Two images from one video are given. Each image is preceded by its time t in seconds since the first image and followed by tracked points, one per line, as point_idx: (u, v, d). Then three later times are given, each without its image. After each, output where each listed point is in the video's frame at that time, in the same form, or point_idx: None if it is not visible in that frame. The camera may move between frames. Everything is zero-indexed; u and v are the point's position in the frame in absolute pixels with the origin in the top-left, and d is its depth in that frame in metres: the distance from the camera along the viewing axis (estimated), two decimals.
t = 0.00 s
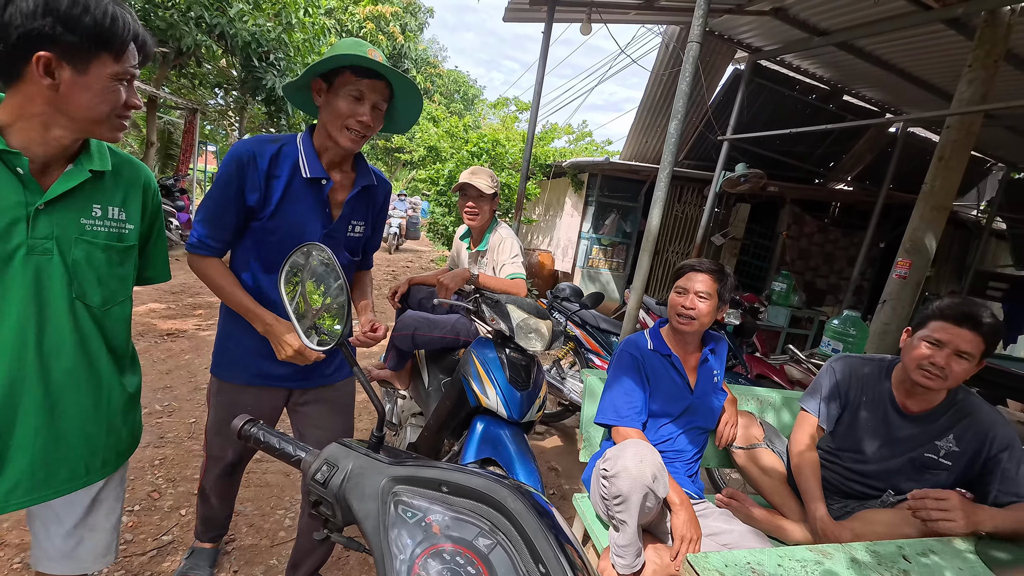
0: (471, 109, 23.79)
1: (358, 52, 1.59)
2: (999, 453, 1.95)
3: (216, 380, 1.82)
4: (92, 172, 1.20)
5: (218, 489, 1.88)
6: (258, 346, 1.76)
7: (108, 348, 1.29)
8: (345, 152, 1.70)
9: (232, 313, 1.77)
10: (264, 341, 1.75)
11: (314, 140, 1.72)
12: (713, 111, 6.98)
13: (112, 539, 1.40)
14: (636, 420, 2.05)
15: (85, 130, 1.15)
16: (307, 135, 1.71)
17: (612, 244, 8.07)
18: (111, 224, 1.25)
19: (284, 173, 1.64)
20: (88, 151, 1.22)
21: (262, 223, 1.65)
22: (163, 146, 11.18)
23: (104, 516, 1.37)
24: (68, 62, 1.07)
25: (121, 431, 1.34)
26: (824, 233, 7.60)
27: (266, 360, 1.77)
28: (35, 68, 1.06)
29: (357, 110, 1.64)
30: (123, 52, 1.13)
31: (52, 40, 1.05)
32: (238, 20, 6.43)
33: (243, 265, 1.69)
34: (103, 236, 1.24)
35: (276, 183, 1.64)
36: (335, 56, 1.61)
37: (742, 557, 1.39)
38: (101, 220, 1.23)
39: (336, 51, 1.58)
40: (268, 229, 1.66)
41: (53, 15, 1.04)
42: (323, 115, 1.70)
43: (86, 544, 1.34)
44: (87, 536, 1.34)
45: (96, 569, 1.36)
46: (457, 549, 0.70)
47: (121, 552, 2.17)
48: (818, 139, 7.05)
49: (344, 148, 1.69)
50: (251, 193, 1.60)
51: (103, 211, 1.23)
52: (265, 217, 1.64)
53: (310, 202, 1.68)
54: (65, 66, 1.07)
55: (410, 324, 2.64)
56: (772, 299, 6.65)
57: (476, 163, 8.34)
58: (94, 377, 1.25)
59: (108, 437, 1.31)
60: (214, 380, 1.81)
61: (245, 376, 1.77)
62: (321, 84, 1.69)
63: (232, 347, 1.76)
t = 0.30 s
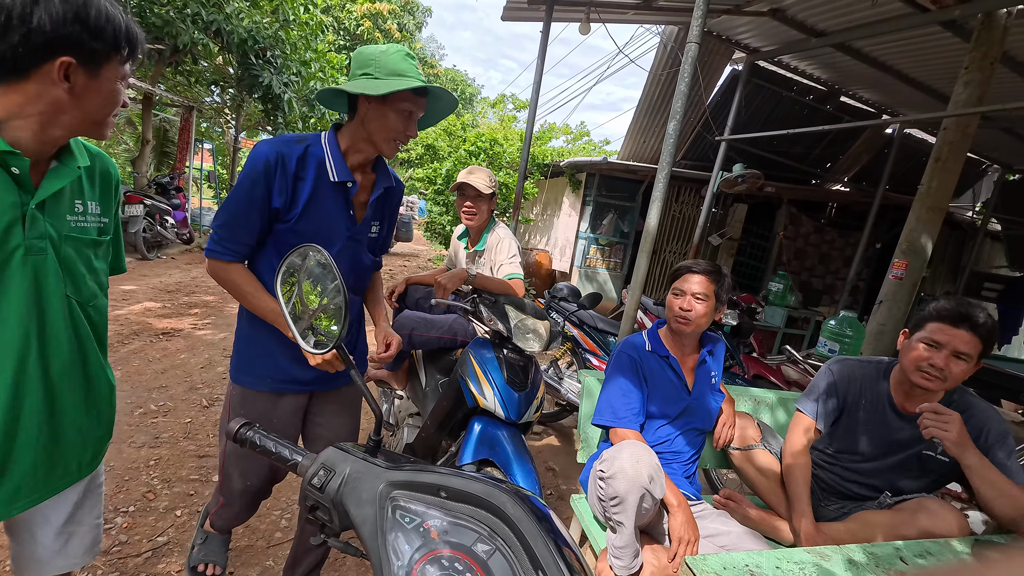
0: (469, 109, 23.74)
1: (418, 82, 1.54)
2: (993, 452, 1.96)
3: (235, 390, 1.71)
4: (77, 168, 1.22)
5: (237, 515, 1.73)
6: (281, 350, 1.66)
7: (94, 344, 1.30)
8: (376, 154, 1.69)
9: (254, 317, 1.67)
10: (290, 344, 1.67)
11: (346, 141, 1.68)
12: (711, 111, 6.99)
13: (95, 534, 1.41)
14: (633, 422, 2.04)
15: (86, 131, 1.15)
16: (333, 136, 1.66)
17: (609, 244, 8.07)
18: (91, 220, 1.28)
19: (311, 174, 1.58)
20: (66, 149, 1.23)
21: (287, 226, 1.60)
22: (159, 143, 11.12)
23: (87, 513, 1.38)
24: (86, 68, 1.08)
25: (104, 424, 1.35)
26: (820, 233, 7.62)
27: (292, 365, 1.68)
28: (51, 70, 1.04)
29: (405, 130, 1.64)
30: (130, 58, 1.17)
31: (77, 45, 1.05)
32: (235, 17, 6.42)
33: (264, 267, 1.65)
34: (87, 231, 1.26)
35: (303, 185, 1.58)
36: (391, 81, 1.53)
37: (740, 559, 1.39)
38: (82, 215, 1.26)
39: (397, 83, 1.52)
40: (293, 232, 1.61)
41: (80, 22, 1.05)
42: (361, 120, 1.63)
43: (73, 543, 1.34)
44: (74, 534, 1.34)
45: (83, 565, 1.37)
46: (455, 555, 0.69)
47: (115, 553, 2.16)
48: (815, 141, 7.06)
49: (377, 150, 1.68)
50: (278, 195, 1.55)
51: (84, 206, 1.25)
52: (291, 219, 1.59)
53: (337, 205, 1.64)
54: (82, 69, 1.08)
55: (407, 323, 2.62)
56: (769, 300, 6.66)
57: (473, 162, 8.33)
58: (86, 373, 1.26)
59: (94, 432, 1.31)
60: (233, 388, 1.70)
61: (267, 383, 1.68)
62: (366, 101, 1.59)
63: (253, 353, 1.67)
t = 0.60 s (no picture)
0: (469, 109, 23.72)
1: (402, 81, 1.56)
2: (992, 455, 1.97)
3: (229, 396, 1.68)
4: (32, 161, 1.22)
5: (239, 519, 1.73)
6: (280, 350, 1.66)
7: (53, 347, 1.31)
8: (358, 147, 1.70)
9: (246, 319, 1.64)
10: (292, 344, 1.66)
11: (328, 134, 1.67)
12: (709, 112, 6.98)
13: (72, 545, 1.44)
14: (630, 423, 2.05)
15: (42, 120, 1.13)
16: (315, 129, 1.65)
17: (608, 244, 8.08)
18: (43, 215, 1.29)
19: (300, 172, 1.58)
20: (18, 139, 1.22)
21: (276, 225, 1.60)
22: (158, 142, 11.09)
23: (62, 525, 1.40)
24: (50, 55, 1.06)
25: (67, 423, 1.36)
26: (819, 234, 7.63)
27: (289, 361, 1.68)
28: (13, 54, 1.02)
29: (387, 126, 1.65)
30: (93, 49, 1.15)
31: (43, 31, 1.04)
32: (234, 16, 6.41)
33: (252, 267, 1.63)
34: (40, 227, 1.27)
35: (291, 184, 1.58)
36: (376, 78, 1.53)
37: (734, 559, 1.40)
38: (35, 211, 1.26)
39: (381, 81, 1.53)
40: (283, 231, 1.61)
41: (48, 8, 1.04)
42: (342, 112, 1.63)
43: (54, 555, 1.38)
44: (52, 547, 1.38)
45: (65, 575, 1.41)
46: (448, 556, 0.69)
47: (112, 553, 2.16)
48: (813, 141, 7.09)
49: (358, 143, 1.69)
50: (267, 195, 1.54)
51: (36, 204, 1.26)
52: (280, 219, 1.59)
53: (324, 202, 1.65)
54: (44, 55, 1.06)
55: (405, 324, 2.63)
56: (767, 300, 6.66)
57: (472, 161, 8.34)
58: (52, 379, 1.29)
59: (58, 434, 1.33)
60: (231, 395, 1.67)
61: (265, 384, 1.67)
62: (348, 95, 1.59)
63: (248, 355, 1.65)
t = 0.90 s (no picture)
0: (469, 108, 23.71)
1: (363, 76, 1.59)
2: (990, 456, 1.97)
3: (198, 392, 1.69)
4: None
5: (223, 512, 1.76)
6: (253, 342, 1.69)
7: None
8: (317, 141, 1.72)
9: (217, 316, 1.65)
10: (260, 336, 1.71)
11: (285, 126, 1.67)
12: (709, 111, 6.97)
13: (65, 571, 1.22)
14: (625, 421, 2.04)
15: None
16: (272, 122, 1.65)
17: (608, 244, 8.10)
18: None
19: (263, 168, 1.59)
20: None
21: (243, 223, 1.61)
22: (157, 142, 11.09)
23: (48, 541, 1.20)
24: None
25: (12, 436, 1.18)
26: (818, 233, 7.62)
27: (260, 354, 1.71)
28: None
29: (347, 118, 1.67)
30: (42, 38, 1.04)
31: None
32: (233, 15, 6.41)
33: (217, 266, 1.64)
34: None
35: (255, 181, 1.59)
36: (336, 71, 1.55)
37: (726, 557, 1.40)
38: None
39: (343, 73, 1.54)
40: (249, 227, 1.63)
41: None
42: (297, 104, 1.63)
43: None
44: None
45: None
46: (437, 555, 0.69)
47: (108, 552, 2.16)
48: (812, 142, 7.10)
49: (317, 136, 1.71)
50: (232, 195, 1.54)
51: None
52: (246, 215, 1.60)
53: (287, 195, 1.67)
54: None
55: (403, 323, 2.64)
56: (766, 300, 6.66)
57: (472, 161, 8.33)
58: None
59: (2, 446, 1.14)
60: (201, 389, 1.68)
61: (239, 379, 1.69)
62: (305, 89, 1.59)
63: (221, 352, 1.66)
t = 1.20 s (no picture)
0: (469, 108, 23.71)
1: (337, 66, 1.60)
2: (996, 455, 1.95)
3: (188, 385, 1.68)
4: None
5: (215, 502, 1.79)
6: (244, 331, 1.71)
7: None
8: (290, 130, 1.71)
9: (204, 311, 1.65)
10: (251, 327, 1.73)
11: (257, 116, 1.66)
12: (708, 110, 6.95)
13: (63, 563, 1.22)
14: (627, 419, 2.03)
15: None
16: (242, 114, 1.65)
17: (608, 243, 8.11)
18: None
19: (237, 161, 1.60)
20: None
21: (222, 217, 1.61)
22: (157, 142, 11.10)
23: (47, 541, 1.19)
24: None
25: None
26: (818, 232, 7.61)
27: (249, 345, 1.73)
28: None
29: (322, 106, 1.68)
30: None
31: None
32: (233, 16, 6.40)
33: (198, 261, 1.64)
34: None
35: (231, 174, 1.59)
36: (312, 63, 1.55)
37: (724, 555, 1.39)
38: None
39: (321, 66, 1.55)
40: (229, 221, 1.63)
41: None
42: (270, 97, 1.61)
43: None
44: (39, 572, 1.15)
45: None
46: (429, 553, 0.69)
47: (106, 552, 2.15)
48: (813, 140, 7.09)
49: (290, 126, 1.71)
50: (210, 190, 1.55)
51: None
52: (225, 209, 1.61)
53: (263, 186, 1.68)
54: None
55: (401, 322, 2.63)
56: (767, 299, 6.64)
57: (472, 161, 8.33)
58: None
59: None
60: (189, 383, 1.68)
61: (229, 371, 1.71)
62: (277, 80, 1.58)
63: (210, 346, 1.67)
